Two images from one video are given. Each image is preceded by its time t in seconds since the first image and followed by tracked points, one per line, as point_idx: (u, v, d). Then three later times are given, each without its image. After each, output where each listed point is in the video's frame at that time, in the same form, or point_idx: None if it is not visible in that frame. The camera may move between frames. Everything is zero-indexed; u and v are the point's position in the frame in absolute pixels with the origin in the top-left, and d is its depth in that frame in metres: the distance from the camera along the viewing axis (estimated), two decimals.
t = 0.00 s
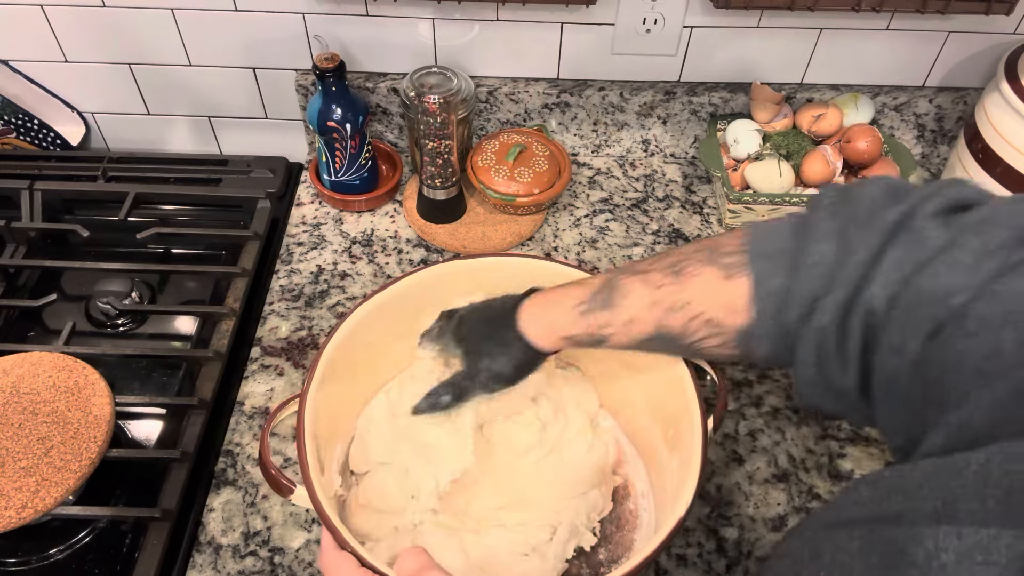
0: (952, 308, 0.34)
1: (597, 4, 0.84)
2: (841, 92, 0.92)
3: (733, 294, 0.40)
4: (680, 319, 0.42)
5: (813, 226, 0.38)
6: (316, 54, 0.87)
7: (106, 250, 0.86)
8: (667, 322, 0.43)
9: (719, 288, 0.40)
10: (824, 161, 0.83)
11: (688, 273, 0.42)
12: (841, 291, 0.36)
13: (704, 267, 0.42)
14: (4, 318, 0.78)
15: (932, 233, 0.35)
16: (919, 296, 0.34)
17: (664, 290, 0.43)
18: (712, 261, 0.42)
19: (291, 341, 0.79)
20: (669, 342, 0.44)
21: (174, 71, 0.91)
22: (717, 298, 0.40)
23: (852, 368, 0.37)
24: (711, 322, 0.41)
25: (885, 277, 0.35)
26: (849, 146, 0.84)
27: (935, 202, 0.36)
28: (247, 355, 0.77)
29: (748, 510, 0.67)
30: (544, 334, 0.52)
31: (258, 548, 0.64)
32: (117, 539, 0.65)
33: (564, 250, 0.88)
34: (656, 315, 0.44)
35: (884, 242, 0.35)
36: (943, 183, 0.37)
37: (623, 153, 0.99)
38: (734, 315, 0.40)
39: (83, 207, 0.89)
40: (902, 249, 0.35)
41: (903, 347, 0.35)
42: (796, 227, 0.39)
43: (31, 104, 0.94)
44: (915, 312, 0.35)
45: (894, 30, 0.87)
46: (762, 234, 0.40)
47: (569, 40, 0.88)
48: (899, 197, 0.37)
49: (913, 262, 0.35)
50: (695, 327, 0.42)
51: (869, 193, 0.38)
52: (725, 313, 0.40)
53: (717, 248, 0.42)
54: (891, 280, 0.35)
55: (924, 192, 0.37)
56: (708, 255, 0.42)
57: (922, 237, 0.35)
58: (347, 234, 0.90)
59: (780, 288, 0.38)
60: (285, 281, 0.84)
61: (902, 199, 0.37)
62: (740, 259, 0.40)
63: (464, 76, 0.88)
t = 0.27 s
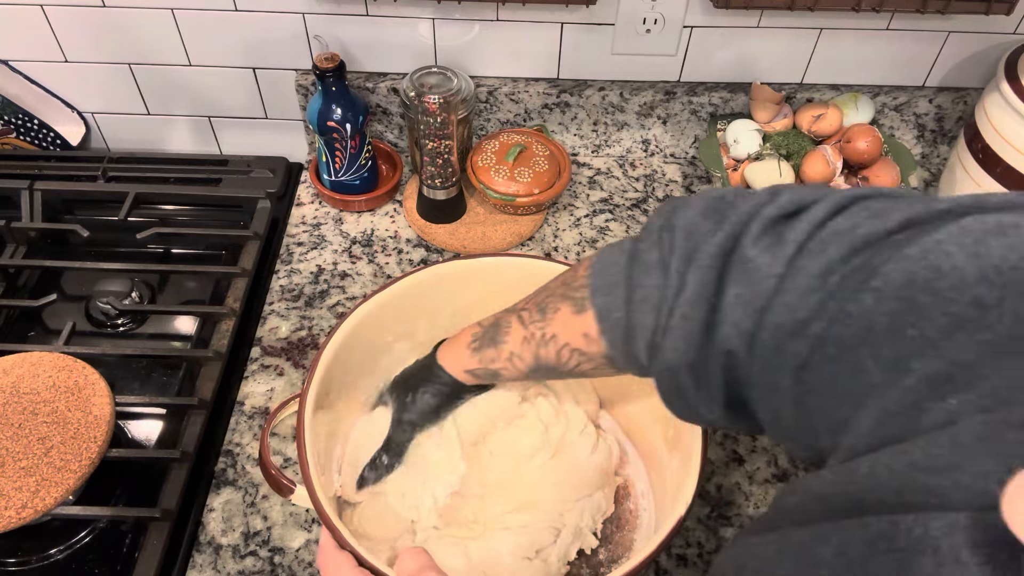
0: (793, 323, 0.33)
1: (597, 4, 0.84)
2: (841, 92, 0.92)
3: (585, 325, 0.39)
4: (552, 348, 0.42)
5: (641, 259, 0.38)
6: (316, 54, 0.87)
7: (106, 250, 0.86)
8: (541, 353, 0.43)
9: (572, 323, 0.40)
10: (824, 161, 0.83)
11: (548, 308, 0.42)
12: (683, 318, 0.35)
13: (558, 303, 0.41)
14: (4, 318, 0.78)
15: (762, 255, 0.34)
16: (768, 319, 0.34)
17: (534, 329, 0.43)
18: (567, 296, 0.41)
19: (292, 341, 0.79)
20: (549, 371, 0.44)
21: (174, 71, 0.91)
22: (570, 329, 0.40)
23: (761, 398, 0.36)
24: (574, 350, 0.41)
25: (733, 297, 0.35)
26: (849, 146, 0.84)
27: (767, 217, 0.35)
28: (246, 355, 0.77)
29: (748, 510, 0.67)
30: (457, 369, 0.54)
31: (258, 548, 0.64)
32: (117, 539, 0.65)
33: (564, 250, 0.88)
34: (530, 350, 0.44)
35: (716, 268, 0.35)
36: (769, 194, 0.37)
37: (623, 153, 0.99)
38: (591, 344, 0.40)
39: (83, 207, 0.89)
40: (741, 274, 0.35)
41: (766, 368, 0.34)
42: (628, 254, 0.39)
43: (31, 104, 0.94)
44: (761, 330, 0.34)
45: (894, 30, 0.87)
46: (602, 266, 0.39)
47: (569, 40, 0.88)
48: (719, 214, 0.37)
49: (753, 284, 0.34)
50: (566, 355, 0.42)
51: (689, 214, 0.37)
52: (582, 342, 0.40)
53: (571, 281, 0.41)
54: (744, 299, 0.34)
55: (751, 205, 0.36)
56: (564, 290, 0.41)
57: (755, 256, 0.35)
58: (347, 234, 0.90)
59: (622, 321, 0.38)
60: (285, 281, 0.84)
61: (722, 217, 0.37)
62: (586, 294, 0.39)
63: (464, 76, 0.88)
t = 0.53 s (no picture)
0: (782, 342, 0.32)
1: (597, 4, 0.84)
2: (841, 92, 0.92)
3: (585, 376, 0.38)
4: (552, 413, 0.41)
5: (628, 289, 0.37)
6: (316, 54, 0.87)
7: (105, 250, 0.86)
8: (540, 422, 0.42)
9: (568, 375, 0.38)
10: (824, 161, 0.83)
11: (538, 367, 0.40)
12: (686, 347, 0.34)
13: (547, 359, 0.39)
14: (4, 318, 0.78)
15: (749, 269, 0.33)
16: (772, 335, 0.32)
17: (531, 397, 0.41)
18: (554, 349, 0.39)
19: (292, 341, 0.79)
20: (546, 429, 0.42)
21: (174, 71, 0.91)
22: (567, 383, 0.39)
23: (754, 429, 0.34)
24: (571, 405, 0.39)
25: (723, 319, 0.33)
26: (849, 146, 0.84)
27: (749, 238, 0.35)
28: (246, 355, 0.77)
29: (748, 511, 0.67)
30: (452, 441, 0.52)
31: (259, 548, 0.64)
32: (117, 539, 0.65)
33: (564, 250, 0.88)
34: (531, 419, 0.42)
35: (706, 289, 0.34)
36: (752, 212, 0.36)
37: (623, 153, 0.99)
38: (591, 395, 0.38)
39: (83, 207, 0.89)
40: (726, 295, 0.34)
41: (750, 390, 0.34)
42: (615, 281, 0.38)
43: (31, 104, 0.94)
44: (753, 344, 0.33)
45: (894, 30, 0.87)
46: (590, 301, 0.38)
47: (569, 40, 0.88)
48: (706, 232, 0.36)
49: (739, 304, 0.33)
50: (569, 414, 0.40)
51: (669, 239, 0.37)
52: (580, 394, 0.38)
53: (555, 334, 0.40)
54: (736, 319, 0.33)
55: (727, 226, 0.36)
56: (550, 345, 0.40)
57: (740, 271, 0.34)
58: (347, 234, 0.90)
59: (624, 362, 0.36)
60: (285, 281, 0.84)
61: (703, 239, 0.36)
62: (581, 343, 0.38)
63: (464, 76, 0.88)
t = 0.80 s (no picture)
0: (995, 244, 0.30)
1: (597, 4, 0.84)
2: (840, 92, 0.92)
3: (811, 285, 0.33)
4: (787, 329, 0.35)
5: (861, 171, 0.32)
6: (316, 54, 0.87)
7: (106, 250, 0.86)
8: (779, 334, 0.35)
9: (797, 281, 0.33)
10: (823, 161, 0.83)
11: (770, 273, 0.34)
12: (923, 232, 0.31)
13: (776, 263, 0.34)
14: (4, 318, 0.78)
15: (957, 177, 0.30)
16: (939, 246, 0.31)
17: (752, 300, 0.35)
18: (781, 251, 0.33)
19: (291, 341, 0.79)
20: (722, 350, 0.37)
21: (174, 71, 0.91)
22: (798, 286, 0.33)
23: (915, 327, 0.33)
24: (802, 319, 0.34)
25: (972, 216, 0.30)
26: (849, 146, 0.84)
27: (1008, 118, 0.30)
28: (246, 355, 0.77)
29: (749, 510, 0.67)
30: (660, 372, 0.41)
31: (258, 548, 0.64)
32: (117, 539, 0.65)
33: (564, 251, 0.88)
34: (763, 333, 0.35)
35: (939, 166, 0.30)
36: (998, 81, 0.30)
37: (623, 153, 0.99)
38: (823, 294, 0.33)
39: (83, 208, 0.89)
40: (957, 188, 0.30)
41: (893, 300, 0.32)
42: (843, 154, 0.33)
43: (31, 104, 0.94)
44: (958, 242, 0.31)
45: (894, 30, 0.87)
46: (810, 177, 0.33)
47: (569, 40, 0.88)
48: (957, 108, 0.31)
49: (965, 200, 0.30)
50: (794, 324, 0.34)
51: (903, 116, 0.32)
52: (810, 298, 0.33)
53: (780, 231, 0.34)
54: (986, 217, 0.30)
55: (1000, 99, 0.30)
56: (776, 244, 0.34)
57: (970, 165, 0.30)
58: (347, 234, 0.90)
59: (855, 256, 0.32)
60: (285, 281, 0.84)
61: (949, 113, 0.31)
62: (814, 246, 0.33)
63: (464, 76, 0.88)
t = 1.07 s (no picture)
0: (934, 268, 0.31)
1: (597, 4, 0.84)
2: (841, 92, 0.92)
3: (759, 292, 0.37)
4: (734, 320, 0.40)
5: (776, 217, 0.35)
6: (316, 54, 0.87)
7: (106, 250, 0.86)
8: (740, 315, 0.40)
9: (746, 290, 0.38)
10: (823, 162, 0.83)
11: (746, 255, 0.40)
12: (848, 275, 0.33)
13: (710, 288, 0.38)
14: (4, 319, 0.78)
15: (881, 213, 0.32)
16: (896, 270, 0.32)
17: (693, 317, 0.40)
18: (714, 278, 0.38)
19: (291, 341, 0.79)
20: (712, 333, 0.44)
21: (173, 71, 0.91)
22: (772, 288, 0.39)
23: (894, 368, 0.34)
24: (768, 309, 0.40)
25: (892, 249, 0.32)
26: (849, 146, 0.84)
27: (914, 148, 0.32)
28: (246, 355, 0.77)
29: (749, 510, 0.67)
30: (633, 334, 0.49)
31: (258, 548, 0.64)
32: (117, 538, 0.65)
33: (564, 251, 0.88)
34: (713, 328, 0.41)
35: (841, 218, 0.33)
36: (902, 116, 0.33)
37: (623, 152, 0.99)
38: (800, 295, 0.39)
39: (83, 207, 0.89)
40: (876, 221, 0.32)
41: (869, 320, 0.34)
42: (757, 209, 0.36)
43: (31, 104, 0.94)
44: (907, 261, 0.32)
45: (894, 30, 0.87)
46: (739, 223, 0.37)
47: (568, 40, 0.88)
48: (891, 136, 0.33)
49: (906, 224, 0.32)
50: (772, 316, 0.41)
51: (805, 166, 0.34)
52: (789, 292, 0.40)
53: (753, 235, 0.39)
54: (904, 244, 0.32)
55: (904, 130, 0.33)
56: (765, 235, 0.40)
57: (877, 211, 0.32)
58: (346, 234, 0.90)
59: (776, 289, 0.35)
60: (285, 281, 0.84)
61: (852, 157, 0.33)
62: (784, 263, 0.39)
63: (464, 76, 0.88)
